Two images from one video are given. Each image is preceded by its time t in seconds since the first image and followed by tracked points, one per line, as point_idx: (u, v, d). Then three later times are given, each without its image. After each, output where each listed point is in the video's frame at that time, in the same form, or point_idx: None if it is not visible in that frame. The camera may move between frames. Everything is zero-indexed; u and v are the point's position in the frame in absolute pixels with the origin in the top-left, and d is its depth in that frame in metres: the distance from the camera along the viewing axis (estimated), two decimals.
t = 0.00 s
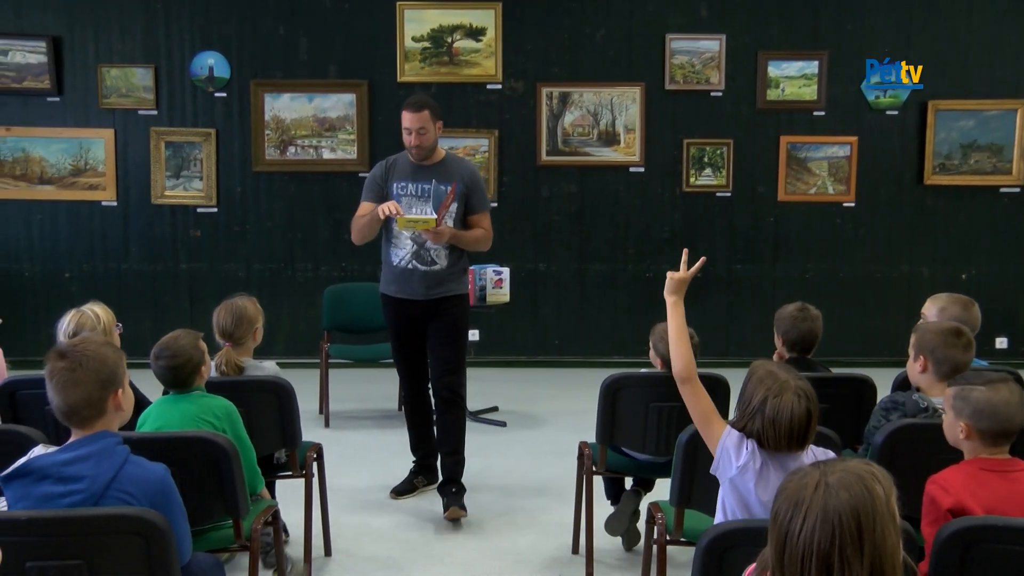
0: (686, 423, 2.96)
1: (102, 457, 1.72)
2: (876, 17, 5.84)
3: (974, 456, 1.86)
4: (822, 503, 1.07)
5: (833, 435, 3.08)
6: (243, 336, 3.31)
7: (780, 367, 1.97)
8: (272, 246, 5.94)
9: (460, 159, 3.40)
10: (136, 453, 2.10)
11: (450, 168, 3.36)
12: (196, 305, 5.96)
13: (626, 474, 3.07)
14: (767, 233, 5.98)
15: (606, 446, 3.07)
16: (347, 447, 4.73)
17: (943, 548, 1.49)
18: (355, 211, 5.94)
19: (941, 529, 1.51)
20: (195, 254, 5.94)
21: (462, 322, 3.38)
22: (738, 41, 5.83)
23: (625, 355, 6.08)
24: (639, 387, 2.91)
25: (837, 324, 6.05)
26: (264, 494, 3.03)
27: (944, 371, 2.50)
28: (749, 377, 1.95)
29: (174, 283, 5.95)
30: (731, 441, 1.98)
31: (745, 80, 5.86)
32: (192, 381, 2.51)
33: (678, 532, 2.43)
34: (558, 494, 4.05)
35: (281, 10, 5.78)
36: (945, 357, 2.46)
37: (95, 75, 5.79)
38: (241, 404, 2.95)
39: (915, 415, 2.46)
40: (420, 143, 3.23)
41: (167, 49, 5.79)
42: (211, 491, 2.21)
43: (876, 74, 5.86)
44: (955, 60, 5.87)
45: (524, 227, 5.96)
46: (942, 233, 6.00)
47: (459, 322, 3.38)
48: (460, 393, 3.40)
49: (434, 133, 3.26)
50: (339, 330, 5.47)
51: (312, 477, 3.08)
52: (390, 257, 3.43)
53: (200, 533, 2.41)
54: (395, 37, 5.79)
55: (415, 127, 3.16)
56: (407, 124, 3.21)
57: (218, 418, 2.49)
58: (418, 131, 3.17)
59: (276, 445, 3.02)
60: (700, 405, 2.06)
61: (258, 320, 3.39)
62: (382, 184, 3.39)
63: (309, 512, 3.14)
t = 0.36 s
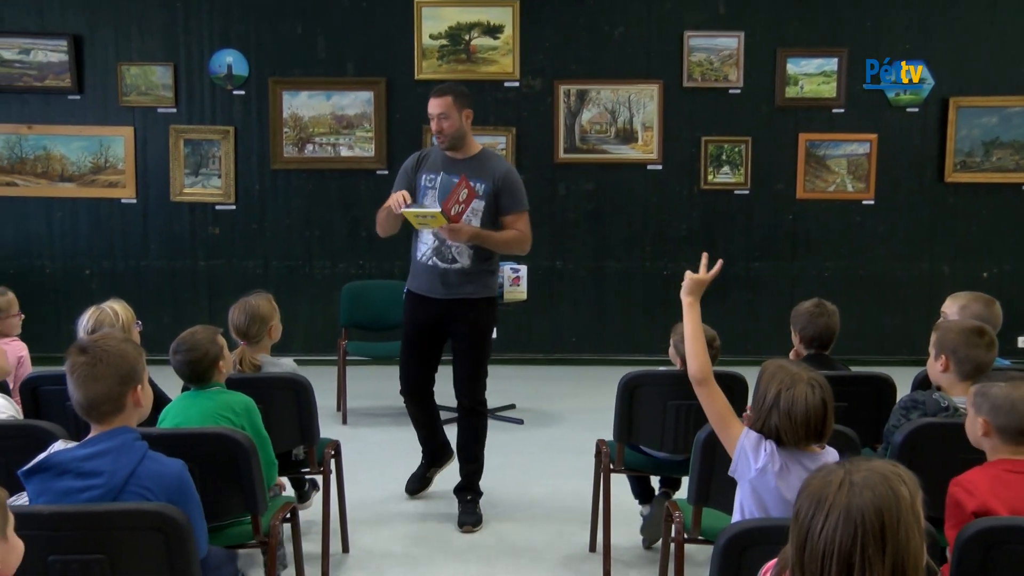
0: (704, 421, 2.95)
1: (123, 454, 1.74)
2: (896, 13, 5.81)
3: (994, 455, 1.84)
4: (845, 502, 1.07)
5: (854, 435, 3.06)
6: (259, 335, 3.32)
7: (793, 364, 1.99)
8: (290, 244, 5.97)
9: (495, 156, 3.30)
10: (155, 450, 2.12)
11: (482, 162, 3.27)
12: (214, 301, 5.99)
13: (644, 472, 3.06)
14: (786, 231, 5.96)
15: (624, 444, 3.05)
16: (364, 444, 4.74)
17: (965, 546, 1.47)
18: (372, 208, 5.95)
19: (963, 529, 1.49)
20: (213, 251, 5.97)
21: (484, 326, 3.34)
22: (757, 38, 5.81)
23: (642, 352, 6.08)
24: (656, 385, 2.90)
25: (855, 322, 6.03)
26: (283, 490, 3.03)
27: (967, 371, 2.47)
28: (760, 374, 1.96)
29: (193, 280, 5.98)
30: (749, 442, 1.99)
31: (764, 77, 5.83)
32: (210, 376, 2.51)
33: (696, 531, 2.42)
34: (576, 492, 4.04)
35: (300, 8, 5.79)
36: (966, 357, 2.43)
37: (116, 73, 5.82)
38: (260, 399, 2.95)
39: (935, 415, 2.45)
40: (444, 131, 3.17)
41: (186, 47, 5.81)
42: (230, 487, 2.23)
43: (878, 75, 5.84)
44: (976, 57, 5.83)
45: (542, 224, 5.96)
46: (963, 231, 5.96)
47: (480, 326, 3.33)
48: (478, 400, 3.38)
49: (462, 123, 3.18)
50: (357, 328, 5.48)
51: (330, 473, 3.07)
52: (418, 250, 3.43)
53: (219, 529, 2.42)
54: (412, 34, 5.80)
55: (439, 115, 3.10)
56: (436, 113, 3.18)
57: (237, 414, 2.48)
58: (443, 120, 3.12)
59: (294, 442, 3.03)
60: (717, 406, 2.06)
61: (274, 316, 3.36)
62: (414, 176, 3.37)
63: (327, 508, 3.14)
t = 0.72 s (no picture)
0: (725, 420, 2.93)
1: (145, 450, 1.76)
2: (920, 10, 5.77)
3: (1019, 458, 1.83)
4: (874, 501, 1.06)
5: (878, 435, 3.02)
6: (277, 333, 3.31)
7: (813, 363, 1.96)
8: (310, 241, 5.99)
9: (516, 154, 3.16)
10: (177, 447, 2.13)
11: (501, 159, 3.11)
12: (235, 298, 6.02)
13: (664, 470, 3.03)
14: (807, 229, 5.93)
15: (643, 443, 3.03)
16: (385, 441, 4.74)
17: (989, 550, 1.45)
18: (392, 206, 5.96)
19: (987, 532, 1.47)
20: (234, 249, 6.00)
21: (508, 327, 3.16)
22: (779, 35, 5.78)
23: (662, 351, 6.06)
24: (676, 384, 2.89)
25: (877, 321, 5.99)
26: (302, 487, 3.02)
27: (992, 370, 2.44)
28: (780, 372, 1.93)
29: (215, 277, 6.01)
30: (770, 443, 1.97)
31: (786, 74, 5.81)
32: (229, 374, 2.52)
33: (716, 530, 2.41)
34: (599, 490, 4.03)
35: (320, 6, 5.81)
36: (992, 356, 2.40)
37: (138, 72, 5.86)
38: (280, 396, 2.96)
39: (959, 416, 2.43)
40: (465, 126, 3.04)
41: (207, 45, 5.84)
42: (251, 483, 2.24)
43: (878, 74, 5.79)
44: (1001, 53, 5.78)
45: (561, 222, 5.96)
46: (987, 229, 5.92)
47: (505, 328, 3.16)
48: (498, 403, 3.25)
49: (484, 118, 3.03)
50: (378, 325, 5.49)
51: (350, 470, 3.06)
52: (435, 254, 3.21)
53: (240, 525, 2.43)
54: (433, 32, 5.80)
55: (459, 109, 2.97)
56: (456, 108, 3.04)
57: (256, 410, 2.48)
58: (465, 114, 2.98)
59: (314, 439, 3.03)
60: (733, 407, 2.01)
61: (293, 314, 3.36)
62: (431, 176, 3.18)
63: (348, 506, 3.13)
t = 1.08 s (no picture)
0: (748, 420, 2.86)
1: (171, 449, 1.76)
2: (948, 8, 5.72)
3: None
4: (915, 503, 1.04)
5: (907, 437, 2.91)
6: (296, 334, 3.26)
7: (839, 363, 1.93)
8: (333, 240, 6.02)
9: (511, 149, 2.91)
10: (203, 444, 2.13)
11: (499, 156, 2.86)
12: (259, 297, 6.06)
13: (687, 471, 2.95)
14: (831, 229, 5.90)
15: (666, 443, 2.95)
16: (408, 440, 4.75)
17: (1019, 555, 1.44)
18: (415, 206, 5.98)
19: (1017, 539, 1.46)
20: (258, 248, 6.04)
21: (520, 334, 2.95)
22: (804, 35, 5.75)
23: (685, 351, 6.05)
24: (700, 384, 2.80)
25: (903, 322, 5.95)
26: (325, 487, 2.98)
27: (1021, 373, 2.38)
28: (807, 372, 1.90)
29: (238, 276, 6.05)
30: (795, 443, 1.92)
31: (810, 74, 5.78)
32: (249, 374, 2.52)
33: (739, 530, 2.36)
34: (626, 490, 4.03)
35: (343, 7, 5.83)
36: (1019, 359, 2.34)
37: (163, 72, 5.92)
38: (300, 396, 2.90)
39: (988, 418, 2.38)
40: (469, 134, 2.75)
41: (232, 46, 5.88)
42: (275, 481, 2.24)
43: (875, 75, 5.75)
44: None
45: (584, 223, 5.97)
46: (1015, 229, 5.86)
47: (517, 335, 2.94)
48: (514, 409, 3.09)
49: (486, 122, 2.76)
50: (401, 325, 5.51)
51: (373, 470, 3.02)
52: (440, 264, 2.91)
53: (264, 524, 2.42)
54: (456, 32, 5.81)
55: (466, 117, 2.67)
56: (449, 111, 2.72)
57: (276, 410, 2.48)
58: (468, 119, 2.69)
59: (337, 439, 2.97)
60: (757, 408, 1.94)
61: (311, 315, 3.28)
62: (424, 184, 2.86)
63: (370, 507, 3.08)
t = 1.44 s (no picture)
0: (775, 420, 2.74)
1: (197, 447, 1.71)
2: (975, 8, 5.69)
3: None
4: (937, 502, 0.94)
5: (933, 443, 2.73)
6: (318, 333, 3.20)
7: (867, 366, 1.83)
8: (358, 240, 6.07)
9: (511, 143, 2.87)
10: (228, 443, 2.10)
11: (500, 154, 2.83)
12: (284, 296, 6.13)
13: (710, 472, 2.86)
14: (855, 229, 5.89)
15: (690, 443, 2.84)
16: (431, 438, 4.77)
17: None
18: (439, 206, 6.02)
19: None
20: (283, 247, 6.10)
21: (528, 330, 2.94)
22: (828, 35, 5.75)
23: (707, 352, 6.05)
24: (726, 384, 2.69)
25: (929, 323, 5.93)
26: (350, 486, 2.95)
27: None
28: (835, 376, 1.79)
29: (264, 275, 6.12)
30: (823, 447, 1.82)
31: (835, 73, 5.77)
32: (273, 374, 2.48)
33: (763, 532, 2.25)
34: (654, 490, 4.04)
35: (369, 9, 5.89)
36: None
37: (191, 74, 6.00)
38: (326, 396, 2.83)
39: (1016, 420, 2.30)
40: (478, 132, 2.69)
41: (258, 48, 5.95)
42: (299, 481, 2.19)
43: (875, 74, 5.75)
44: None
45: (607, 223, 5.99)
46: None
47: (525, 331, 2.93)
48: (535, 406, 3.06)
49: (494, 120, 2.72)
50: (424, 324, 5.53)
51: (397, 468, 2.96)
52: (443, 266, 2.87)
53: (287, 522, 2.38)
54: (480, 33, 5.85)
55: (478, 116, 2.64)
56: (456, 109, 2.67)
57: (300, 410, 2.45)
58: (477, 120, 2.66)
59: (361, 437, 2.89)
60: (786, 410, 1.84)
61: (327, 316, 3.19)
62: (425, 184, 2.80)
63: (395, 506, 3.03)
